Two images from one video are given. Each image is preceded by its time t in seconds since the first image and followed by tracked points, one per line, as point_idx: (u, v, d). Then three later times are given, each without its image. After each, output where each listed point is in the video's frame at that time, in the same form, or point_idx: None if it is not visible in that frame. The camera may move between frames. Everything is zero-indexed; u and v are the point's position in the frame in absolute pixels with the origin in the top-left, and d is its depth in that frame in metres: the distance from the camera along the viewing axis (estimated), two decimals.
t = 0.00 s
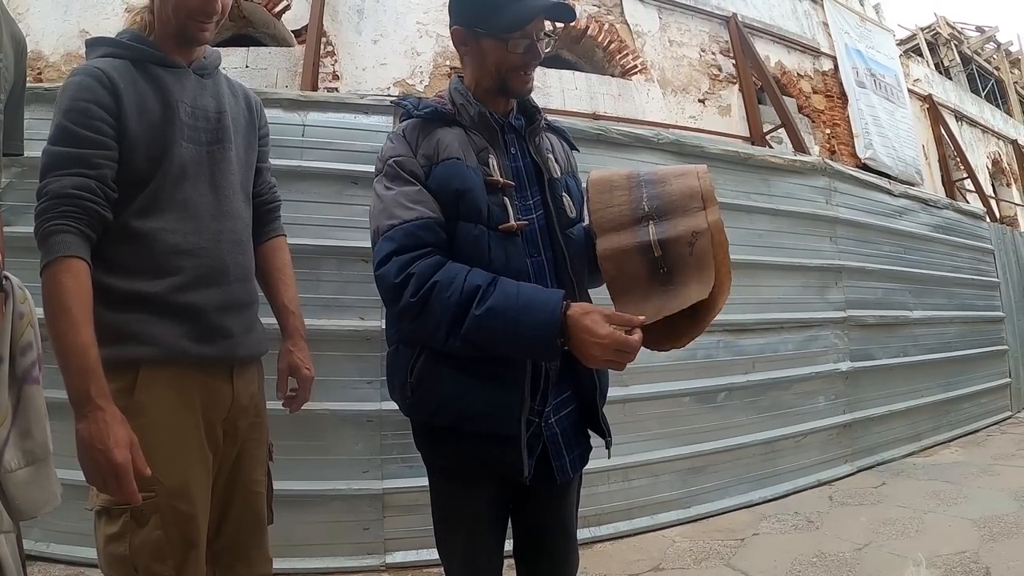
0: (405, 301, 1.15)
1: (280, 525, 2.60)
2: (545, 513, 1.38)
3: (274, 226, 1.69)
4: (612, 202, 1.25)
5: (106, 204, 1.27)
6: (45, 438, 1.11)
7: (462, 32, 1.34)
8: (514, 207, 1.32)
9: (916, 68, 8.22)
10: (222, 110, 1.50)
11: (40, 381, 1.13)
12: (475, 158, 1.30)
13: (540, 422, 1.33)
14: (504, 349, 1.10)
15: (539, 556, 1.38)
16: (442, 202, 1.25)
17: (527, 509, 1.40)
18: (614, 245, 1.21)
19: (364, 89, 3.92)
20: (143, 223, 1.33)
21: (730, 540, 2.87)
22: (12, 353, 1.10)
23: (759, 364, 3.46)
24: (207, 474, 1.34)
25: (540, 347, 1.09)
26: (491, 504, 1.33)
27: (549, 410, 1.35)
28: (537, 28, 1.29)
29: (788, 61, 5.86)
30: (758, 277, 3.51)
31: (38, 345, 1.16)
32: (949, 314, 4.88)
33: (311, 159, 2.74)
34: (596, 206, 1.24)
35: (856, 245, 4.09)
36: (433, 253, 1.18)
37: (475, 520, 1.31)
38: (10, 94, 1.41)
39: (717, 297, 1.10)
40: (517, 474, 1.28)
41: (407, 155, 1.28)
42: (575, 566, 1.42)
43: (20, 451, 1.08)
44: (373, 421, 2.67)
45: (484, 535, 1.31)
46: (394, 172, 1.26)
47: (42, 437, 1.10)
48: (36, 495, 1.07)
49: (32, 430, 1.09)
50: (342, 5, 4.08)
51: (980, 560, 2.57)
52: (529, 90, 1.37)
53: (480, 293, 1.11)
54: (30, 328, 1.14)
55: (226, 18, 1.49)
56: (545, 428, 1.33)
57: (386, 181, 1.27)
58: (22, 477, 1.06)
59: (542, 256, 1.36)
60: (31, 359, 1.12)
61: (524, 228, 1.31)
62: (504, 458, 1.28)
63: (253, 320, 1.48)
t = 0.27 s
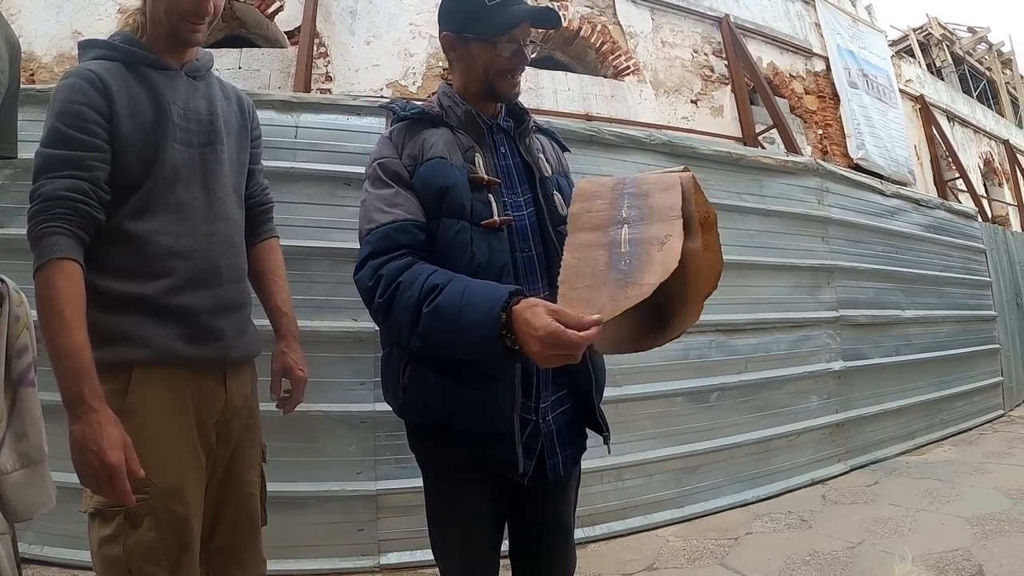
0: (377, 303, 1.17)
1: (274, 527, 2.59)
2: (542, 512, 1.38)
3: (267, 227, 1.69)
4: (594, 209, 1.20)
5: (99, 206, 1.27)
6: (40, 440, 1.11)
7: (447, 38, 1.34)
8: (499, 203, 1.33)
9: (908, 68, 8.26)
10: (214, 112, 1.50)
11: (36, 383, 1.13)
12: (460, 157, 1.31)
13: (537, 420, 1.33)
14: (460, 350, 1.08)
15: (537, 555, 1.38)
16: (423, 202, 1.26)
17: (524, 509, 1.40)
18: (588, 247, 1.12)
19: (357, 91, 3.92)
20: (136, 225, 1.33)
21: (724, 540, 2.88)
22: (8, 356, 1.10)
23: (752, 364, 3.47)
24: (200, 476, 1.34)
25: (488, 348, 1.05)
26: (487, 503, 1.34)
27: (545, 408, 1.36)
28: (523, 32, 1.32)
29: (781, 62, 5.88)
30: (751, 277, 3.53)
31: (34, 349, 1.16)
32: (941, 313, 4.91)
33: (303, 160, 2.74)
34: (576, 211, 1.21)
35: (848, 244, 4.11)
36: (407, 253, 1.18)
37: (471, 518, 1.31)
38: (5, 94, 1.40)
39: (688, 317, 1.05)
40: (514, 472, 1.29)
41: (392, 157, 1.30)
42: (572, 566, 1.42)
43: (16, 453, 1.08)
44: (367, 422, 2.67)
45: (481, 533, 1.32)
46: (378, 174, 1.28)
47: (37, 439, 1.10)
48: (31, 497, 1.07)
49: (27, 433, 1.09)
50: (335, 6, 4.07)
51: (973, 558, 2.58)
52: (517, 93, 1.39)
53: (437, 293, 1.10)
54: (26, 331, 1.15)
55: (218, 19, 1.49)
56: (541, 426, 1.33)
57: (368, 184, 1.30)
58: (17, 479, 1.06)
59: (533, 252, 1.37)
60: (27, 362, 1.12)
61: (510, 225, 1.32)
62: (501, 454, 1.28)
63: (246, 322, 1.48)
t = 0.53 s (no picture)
0: (361, 308, 1.21)
1: (270, 531, 2.59)
2: (538, 515, 1.38)
3: (262, 230, 1.69)
4: (575, 213, 1.18)
5: (94, 207, 1.26)
6: (36, 443, 1.10)
7: (435, 46, 1.37)
8: (489, 206, 1.34)
9: (904, 73, 8.29)
10: (210, 115, 1.50)
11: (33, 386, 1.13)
12: (450, 162, 1.34)
13: (532, 422, 1.33)
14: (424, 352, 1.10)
15: (533, 558, 1.38)
16: (412, 207, 1.29)
17: (520, 511, 1.40)
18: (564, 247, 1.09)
19: (354, 93, 3.92)
20: (131, 227, 1.33)
21: (720, 543, 2.88)
22: (6, 357, 1.09)
23: (748, 367, 3.48)
24: (194, 479, 1.33)
25: (446, 350, 1.07)
26: (482, 505, 1.34)
27: (540, 409, 1.35)
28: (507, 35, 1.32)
29: (777, 66, 5.89)
30: (747, 280, 3.53)
31: (31, 350, 1.15)
32: (937, 317, 4.92)
33: (300, 163, 2.74)
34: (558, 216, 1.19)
35: (844, 248, 4.12)
36: (390, 258, 1.22)
37: (465, 520, 1.32)
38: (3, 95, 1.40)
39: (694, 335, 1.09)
40: (507, 474, 1.30)
41: (383, 165, 1.35)
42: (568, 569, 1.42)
43: (12, 455, 1.07)
44: (363, 425, 2.67)
45: (475, 535, 1.32)
46: (368, 183, 1.33)
47: (33, 441, 1.10)
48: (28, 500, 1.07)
49: (24, 435, 1.09)
50: (333, 8, 4.07)
51: (969, 562, 2.58)
52: (507, 95, 1.40)
53: (406, 296, 1.13)
54: (24, 333, 1.14)
55: (215, 20, 1.50)
56: (536, 428, 1.33)
57: (360, 193, 1.35)
58: (13, 481, 1.06)
59: (526, 253, 1.36)
60: (24, 364, 1.11)
61: (500, 227, 1.33)
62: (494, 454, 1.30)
63: (241, 325, 1.48)
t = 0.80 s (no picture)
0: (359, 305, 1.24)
1: (270, 529, 2.59)
2: (538, 513, 1.37)
3: (263, 229, 1.68)
4: (564, 211, 1.16)
5: (93, 204, 1.26)
6: (34, 442, 1.10)
7: (429, 55, 1.40)
8: (488, 205, 1.34)
9: (904, 71, 8.29)
10: (210, 112, 1.50)
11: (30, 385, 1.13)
12: (450, 162, 1.35)
13: (530, 420, 1.33)
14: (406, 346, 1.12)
15: (533, 557, 1.37)
16: (412, 207, 1.31)
17: (521, 510, 1.39)
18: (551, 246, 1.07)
19: (354, 92, 3.92)
20: (130, 224, 1.32)
21: (721, 542, 2.88)
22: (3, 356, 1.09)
23: (748, 366, 3.48)
24: (194, 477, 1.33)
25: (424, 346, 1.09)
26: (481, 503, 1.34)
27: (538, 407, 1.35)
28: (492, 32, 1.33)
29: (777, 65, 5.89)
30: (747, 279, 3.53)
31: (27, 349, 1.15)
32: (937, 316, 4.92)
33: (300, 161, 2.74)
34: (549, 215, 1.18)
35: (845, 247, 4.12)
36: (387, 256, 1.24)
37: (464, 518, 1.32)
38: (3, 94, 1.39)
39: (693, 335, 1.09)
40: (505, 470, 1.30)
41: (384, 166, 1.37)
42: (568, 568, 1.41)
43: (9, 455, 1.07)
44: (363, 424, 2.67)
45: (474, 534, 1.32)
46: (370, 184, 1.35)
47: (31, 440, 1.10)
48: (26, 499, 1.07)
49: (21, 434, 1.09)
50: (333, 6, 4.07)
51: (970, 560, 2.58)
52: (503, 95, 1.41)
53: (394, 289, 1.15)
54: (20, 332, 1.14)
55: (216, 17, 1.49)
56: (534, 426, 1.33)
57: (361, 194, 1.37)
58: (11, 480, 1.06)
59: (526, 251, 1.35)
60: (21, 362, 1.12)
61: (499, 226, 1.33)
62: (493, 452, 1.30)
63: (241, 323, 1.48)
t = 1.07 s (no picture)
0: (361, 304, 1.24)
1: (270, 525, 2.59)
2: (539, 508, 1.37)
3: (262, 223, 1.68)
4: (555, 199, 1.19)
5: (90, 199, 1.26)
6: (25, 439, 1.10)
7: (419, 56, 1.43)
8: (487, 198, 1.34)
9: (903, 66, 8.28)
10: (208, 106, 1.49)
11: (21, 382, 1.13)
12: (449, 158, 1.35)
13: (532, 413, 1.32)
14: (408, 346, 1.12)
15: (534, 552, 1.37)
16: (412, 203, 1.31)
17: (522, 504, 1.39)
18: (542, 237, 1.11)
19: (352, 87, 3.91)
20: (128, 219, 1.32)
21: (720, 536, 2.88)
22: None
23: (747, 360, 3.48)
24: (193, 473, 1.33)
25: (425, 346, 1.08)
26: (484, 497, 1.34)
27: (540, 400, 1.34)
28: (469, 27, 1.33)
29: (776, 59, 5.88)
30: (746, 273, 3.53)
31: (17, 345, 1.14)
32: (936, 310, 4.92)
33: (298, 156, 2.73)
34: (538, 203, 1.21)
35: (844, 241, 4.12)
36: (389, 254, 1.24)
37: (466, 513, 1.32)
38: None
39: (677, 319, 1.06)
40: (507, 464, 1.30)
41: (383, 163, 1.37)
42: (570, 562, 1.41)
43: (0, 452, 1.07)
44: (362, 419, 2.67)
45: (476, 528, 1.32)
46: (369, 181, 1.35)
47: (21, 439, 1.09)
48: (15, 498, 1.07)
49: (12, 433, 1.09)
50: (330, 2, 4.06)
51: (970, 554, 2.59)
52: (491, 87, 1.40)
53: (395, 289, 1.14)
54: (10, 328, 1.13)
55: (212, 12, 1.49)
56: (536, 420, 1.32)
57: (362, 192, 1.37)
58: (2, 479, 1.06)
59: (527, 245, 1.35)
60: (11, 359, 1.11)
61: (499, 219, 1.32)
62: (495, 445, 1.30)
63: (239, 318, 1.47)
